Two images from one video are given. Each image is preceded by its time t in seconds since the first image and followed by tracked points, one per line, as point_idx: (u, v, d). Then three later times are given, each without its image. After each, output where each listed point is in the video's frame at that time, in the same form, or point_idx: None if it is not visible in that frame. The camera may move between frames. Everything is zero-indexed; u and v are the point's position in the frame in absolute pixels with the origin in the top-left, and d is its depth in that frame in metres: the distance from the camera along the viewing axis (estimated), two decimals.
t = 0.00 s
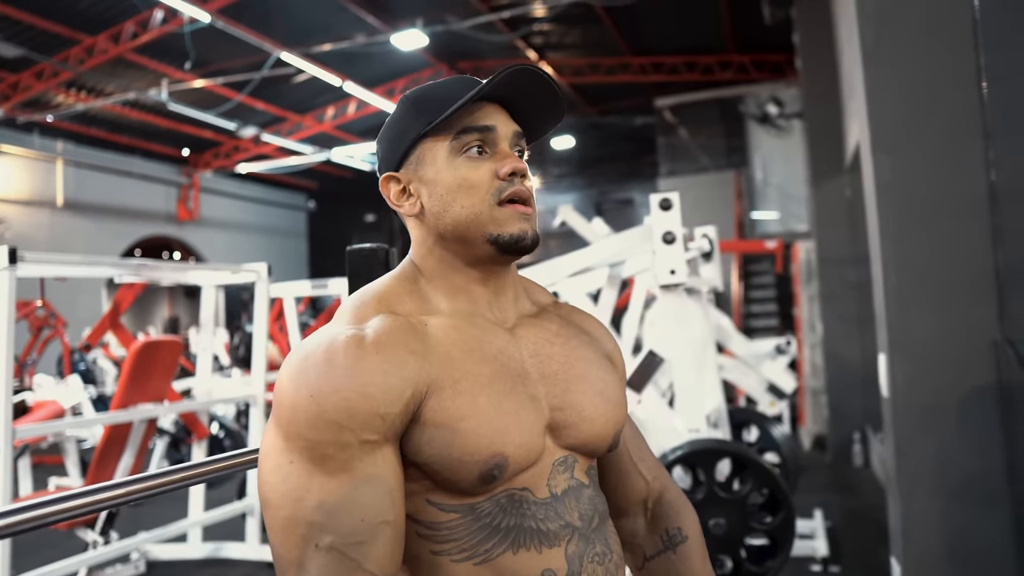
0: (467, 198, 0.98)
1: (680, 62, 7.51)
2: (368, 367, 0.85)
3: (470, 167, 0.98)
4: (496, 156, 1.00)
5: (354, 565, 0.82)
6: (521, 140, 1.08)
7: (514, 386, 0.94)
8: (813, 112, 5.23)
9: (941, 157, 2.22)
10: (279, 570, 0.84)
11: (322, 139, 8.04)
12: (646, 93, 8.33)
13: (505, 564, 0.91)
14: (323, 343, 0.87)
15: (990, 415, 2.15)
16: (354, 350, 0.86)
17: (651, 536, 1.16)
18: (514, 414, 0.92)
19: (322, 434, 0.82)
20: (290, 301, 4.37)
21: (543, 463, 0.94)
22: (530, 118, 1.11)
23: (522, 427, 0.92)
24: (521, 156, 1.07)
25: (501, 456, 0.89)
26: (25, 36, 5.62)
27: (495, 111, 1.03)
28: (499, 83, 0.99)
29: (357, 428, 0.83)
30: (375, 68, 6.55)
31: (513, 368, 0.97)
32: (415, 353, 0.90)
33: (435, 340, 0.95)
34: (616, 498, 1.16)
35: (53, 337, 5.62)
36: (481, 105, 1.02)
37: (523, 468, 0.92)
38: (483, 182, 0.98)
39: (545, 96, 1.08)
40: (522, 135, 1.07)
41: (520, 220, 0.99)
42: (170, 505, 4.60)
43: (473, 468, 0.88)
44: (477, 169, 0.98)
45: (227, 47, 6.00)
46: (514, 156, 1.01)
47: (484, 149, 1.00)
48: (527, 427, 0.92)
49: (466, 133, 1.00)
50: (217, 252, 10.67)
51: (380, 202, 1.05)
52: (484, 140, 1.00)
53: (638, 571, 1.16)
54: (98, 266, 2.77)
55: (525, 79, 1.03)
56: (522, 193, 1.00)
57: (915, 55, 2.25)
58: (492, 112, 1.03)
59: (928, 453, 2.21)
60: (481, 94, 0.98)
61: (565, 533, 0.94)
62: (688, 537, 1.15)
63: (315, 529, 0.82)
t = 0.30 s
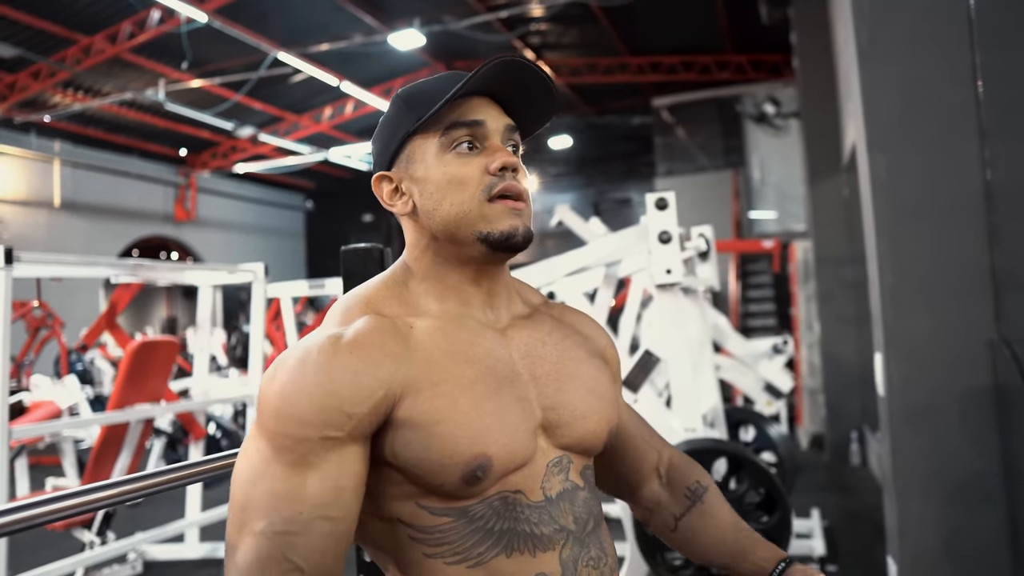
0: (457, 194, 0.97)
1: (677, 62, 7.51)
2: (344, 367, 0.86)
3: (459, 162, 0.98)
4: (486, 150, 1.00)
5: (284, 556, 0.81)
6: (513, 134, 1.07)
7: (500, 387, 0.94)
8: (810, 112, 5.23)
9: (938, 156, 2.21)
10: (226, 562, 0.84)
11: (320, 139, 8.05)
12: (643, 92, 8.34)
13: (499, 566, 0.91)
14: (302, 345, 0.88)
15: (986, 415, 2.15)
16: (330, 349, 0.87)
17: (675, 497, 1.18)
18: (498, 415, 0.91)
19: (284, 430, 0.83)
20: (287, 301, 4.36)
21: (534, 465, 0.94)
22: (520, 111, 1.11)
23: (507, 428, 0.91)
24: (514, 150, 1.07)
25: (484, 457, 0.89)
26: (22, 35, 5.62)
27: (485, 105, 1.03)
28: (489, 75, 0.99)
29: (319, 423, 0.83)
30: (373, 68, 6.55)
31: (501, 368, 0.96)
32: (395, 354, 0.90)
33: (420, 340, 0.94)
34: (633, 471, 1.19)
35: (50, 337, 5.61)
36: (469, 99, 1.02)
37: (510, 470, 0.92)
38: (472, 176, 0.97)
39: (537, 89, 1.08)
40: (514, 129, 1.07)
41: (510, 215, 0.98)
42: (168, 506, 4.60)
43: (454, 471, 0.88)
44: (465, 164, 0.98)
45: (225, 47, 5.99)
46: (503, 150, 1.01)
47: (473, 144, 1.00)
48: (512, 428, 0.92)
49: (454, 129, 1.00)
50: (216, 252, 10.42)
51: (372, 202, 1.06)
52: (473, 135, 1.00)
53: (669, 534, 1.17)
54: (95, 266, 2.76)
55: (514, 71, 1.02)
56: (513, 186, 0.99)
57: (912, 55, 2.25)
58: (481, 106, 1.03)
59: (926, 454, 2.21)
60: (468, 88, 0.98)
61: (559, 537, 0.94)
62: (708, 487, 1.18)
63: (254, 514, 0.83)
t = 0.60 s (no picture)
0: (441, 192, 0.97)
1: (677, 60, 7.51)
2: (324, 365, 0.86)
3: (442, 160, 0.98)
4: (469, 147, 1.00)
5: (250, 548, 0.80)
6: (499, 129, 1.07)
7: (486, 387, 0.94)
8: (810, 110, 5.22)
9: (936, 154, 2.21)
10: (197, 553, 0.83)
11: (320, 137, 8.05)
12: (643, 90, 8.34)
13: (485, 565, 0.91)
14: (285, 342, 0.88)
15: (985, 413, 2.14)
16: (312, 347, 0.87)
17: (663, 487, 1.20)
18: (483, 415, 0.91)
19: (264, 425, 0.83)
20: (286, 299, 4.36)
21: (522, 465, 0.94)
22: (508, 104, 1.11)
23: (491, 427, 0.91)
24: (500, 145, 1.06)
25: (467, 459, 0.89)
26: (21, 34, 5.62)
27: (467, 102, 1.03)
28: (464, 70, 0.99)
29: (295, 420, 0.83)
30: (372, 66, 6.56)
31: (488, 367, 0.96)
32: (378, 353, 0.91)
33: (405, 339, 0.95)
34: (622, 461, 1.20)
35: (50, 335, 5.62)
36: (449, 94, 1.02)
37: (495, 470, 0.92)
38: (454, 175, 0.97)
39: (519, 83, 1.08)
40: (499, 123, 1.06)
41: (496, 214, 0.98)
42: (168, 504, 4.61)
43: (437, 471, 0.88)
44: (449, 162, 0.98)
45: (224, 45, 5.99)
46: (487, 146, 1.01)
47: (457, 142, 1.00)
48: (497, 428, 0.92)
49: (437, 126, 1.00)
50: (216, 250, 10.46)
51: (361, 204, 1.06)
52: (456, 133, 1.00)
53: (656, 522, 1.20)
54: (95, 264, 2.77)
55: (493, 66, 1.02)
56: (498, 184, 0.98)
57: (910, 52, 2.25)
58: (463, 103, 1.03)
59: (926, 453, 2.21)
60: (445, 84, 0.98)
61: (545, 537, 0.94)
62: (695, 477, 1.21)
63: (227, 503, 0.83)
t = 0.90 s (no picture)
0: (432, 197, 0.97)
1: (677, 59, 7.51)
2: (309, 371, 0.86)
3: (433, 164, 0.98)
4: (463, 149, 1.00)
5: (217, 548, 0.81)
6: (493, 130, 1.07)
7: (480, 389, 0.94)
8: (810, 110, 5.22)
9: (935, 154, 2.21)
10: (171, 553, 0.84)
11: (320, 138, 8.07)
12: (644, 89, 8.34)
13: (482, 567, 0.91)
14: (276, 347, 0.89)
15: (987, 414, 2.14)
16: (299, 353, 0.88)
17: (676, 473, 1.21)
18: (477, 418, 0.91)
19: (252, 429, 0.83)
20: (287, 298, 4.37)
21: (519, 467, 0.94)
22: (502, 105, 1.11)
23: (484, 429, 0.91)
24: (494, 147, 1.06)
25: (460, 461, 0.89)
26: (22, 35, 5.63)
27: (459, 103, 1.03)
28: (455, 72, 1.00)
29: (281, 424, 0.83)
30: (373, 67, 6.56)
31: (481, 369, 0.96)
32: (367, 358, 0.91)
33: (398, 343, 0.95)
34: (633, 454, 1.19)
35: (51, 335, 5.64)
36: (441, 96, 1.02)
37: (491, 473, 0.92)
38: (445, 178, 0.97)
39: (512, 82, 1.08)
40: (493, 124, 1.07)
41: (488, 219, 0.98)
42: (169, 504, 4.62)
43: (431, 474, 0.88)
44: (439, 166, 0.98)
45: (224, 45, 5.99)
46: (479, 148, 1.01)
47: (449, 145, 1.00)
48: (491, 431, 0.92)
49: (427, 130, 1.00)
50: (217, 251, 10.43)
51: (354, 206, 1.06)
52: (449, 134, 1.00)
53: (672, 509, 1.21)
54: (96, 264, 2.77)
55: (486, 67, 1.03)
56: (490, 185, 0.99)
57: (910, 52, 2.24)
58: (455, 105, 1.03)
59: (927, 453, 2.21)
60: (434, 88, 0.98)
61: (541, 538, 0.94)
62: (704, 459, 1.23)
63: (205, 505, 0.83)
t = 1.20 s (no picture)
0: (409, 210, 0.97)
1: (679, 58, 7.51)
2: (314, 372, 0.86)
3: (413, 177, 0.97)
4: (442, 164, 0.98)
5: (320, 550, 0.81)
6: (480, 140, 1.03)
7: (473, 380, 0.94)
8: (813, 109, 5.21)
9: (936, 152, 2.21)
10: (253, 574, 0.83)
11: (322, 137, 8.08)
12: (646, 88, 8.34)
13: (464, 562, 0.91)
14: (281, 351, 0.89)
15: (987, 413, 2.14)
16: (307, 357, 0.87)
17: (680, 508, 1.12)
18: (471, 410, 0.92)
19: (285, 434, 0.82)
20: (288, 297, 4.37)
21: (503, 460, 0.94)
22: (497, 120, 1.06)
23: (479, 421, 0.91)
24: (481, 157, 1.03)
25: (455, 454, 0.89)
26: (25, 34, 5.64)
27: (445, 113, 1.00)
28: (433, 87, 0.96)
29: (317, 424, 0.83)
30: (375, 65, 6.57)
31: (474, 362, 0.97)
32: (365, 355, 0.91)
33: (391, 340, 0.95)
34: (633, 483, 1.15)
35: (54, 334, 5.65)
36: (427, 108, 0.99)
37: (479, 465, 0.92)
38: (424, 194, 0.96)
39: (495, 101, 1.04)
40: (480, 135, 1.03)
41: (461, 234, 0.97)
42: (170, 502, 4.64)
43: (425, 466, 0.88)
44: (419, 179, 0.97)
45: (226, 45, 6.00)
46: (459, 163, 0.98)
47: (430, 157, 0.98)
48: (484, 422, 0.92)
49: (409, 141, 0.98)
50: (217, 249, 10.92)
51: (345, 206, 1.07)
52: (430, 148, 0.98)
53: (675, 549, 1.13)
54: (98, 263, 2.79)
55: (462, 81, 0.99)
56: (467, 204, 0.96)
57: (913, 50, 2.23)
58: (441, 115, 1.00)
59: (927, 451, 2.20)
60: (413, 103, 0.96)
61: (525, 530, 0.94)
62: (716, 494, 1.11)
63: (275, 520, 0.81)
